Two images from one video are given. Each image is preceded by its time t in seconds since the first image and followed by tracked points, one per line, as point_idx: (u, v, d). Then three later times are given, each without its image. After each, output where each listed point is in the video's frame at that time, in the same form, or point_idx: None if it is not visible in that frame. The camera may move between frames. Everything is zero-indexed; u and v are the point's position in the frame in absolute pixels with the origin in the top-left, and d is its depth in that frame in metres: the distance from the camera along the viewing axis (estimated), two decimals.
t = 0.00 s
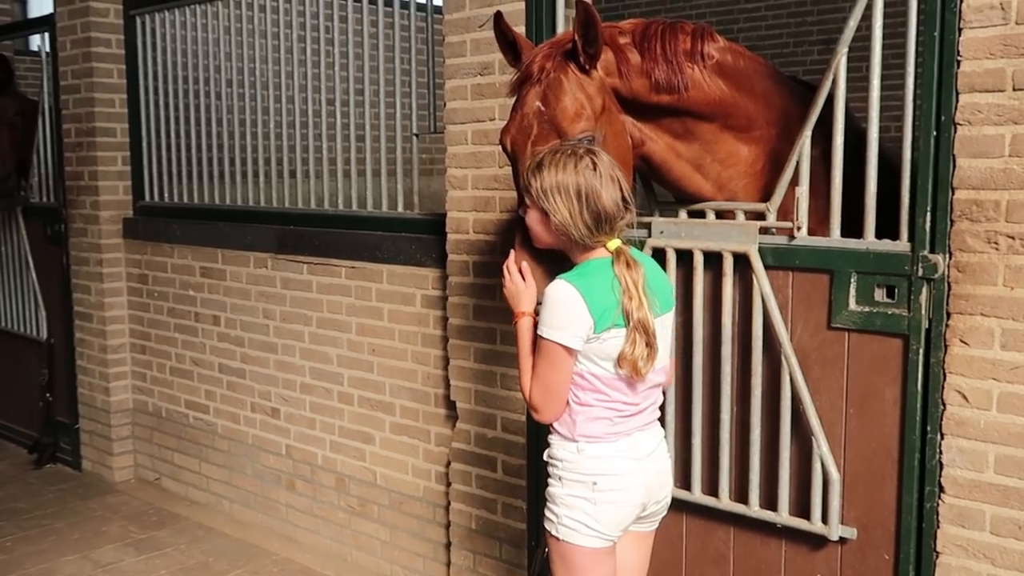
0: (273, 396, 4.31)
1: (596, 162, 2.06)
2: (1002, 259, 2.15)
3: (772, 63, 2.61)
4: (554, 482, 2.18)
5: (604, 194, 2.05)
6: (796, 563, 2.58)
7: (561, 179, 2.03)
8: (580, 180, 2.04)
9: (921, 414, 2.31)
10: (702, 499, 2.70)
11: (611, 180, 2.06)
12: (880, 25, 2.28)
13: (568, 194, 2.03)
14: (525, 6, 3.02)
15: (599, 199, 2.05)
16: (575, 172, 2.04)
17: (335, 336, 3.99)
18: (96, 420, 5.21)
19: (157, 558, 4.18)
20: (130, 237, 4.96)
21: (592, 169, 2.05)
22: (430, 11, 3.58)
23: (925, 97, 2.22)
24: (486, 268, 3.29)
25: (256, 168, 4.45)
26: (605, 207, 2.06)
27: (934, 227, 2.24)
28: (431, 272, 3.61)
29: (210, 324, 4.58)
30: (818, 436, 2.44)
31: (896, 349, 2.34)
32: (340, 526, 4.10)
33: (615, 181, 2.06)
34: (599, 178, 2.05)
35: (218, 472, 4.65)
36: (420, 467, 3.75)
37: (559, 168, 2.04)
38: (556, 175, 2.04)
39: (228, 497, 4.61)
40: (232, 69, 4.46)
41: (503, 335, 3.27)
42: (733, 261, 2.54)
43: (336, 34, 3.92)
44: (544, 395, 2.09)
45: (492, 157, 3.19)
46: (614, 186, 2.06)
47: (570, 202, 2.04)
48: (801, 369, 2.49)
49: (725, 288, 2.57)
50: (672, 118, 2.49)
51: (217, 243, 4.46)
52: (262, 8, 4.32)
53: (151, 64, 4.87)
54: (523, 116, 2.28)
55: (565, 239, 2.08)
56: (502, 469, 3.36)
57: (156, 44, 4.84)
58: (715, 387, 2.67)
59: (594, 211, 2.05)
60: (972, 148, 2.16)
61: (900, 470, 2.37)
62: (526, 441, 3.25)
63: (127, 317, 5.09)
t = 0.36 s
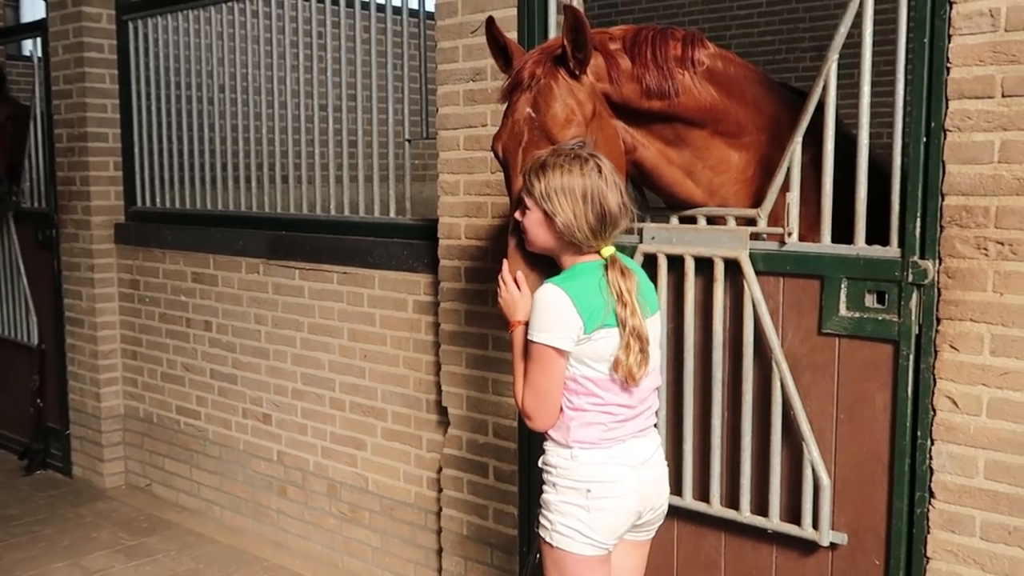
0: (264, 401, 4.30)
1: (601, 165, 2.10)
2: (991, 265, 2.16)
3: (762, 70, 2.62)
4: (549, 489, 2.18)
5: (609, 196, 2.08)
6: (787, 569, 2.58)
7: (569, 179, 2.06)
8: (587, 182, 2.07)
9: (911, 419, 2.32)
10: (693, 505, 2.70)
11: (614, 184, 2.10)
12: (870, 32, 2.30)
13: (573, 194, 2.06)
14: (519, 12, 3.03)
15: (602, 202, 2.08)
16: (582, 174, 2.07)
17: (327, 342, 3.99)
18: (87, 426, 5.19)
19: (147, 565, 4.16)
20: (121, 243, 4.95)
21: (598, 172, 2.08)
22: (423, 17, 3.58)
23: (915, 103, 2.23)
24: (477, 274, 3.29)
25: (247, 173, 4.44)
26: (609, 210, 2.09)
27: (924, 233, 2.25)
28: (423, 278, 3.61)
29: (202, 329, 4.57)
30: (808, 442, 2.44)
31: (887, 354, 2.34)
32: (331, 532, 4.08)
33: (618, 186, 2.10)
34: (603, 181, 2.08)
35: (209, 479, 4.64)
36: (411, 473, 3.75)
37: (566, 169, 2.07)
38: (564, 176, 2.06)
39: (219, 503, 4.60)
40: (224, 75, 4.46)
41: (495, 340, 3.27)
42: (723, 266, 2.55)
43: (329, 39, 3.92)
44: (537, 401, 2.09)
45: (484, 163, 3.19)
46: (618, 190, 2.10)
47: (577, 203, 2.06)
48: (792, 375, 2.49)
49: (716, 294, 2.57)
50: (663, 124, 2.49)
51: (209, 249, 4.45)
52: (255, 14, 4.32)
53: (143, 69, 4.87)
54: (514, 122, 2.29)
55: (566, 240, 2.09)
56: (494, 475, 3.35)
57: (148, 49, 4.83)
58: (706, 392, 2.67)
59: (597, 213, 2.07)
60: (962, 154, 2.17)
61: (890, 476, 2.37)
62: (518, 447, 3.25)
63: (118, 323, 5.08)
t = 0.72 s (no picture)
0: (250, 403, 4.29)
1: (593, 164, 2.10)
2: (974, 267, 2.17)
3: (746, 71, 2.67)
4: (534, 489, 2.17)
5: (602, 195, 2.09)
6: (771, 569, 2.59)
7: (563, 178, 2.06)
8: (581, 181, 2.07)
9: (894, 419, 2.33)
10: (677, 505, 2.71)
11: (606, 182, 2.11)
12: (854, 35, 2.31)
13: (568, 195, 2.06)
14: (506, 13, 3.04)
15: (594, 200, 2.09)
16: (575, 173, 2.07)
17: (313, 343, 3.98)
18: (72, 427, 5.16)
19: (132, 567, 4.14)
20: (107, 243, 4.93)
21: (591, 172, 2.08)
22: (409, 19, 3.58)
23: (899, 106, 2.24)
24: (463, 275, 3.28)
25: (234, 174, 4.43)
26: (602, 208, 2.10)
27: (907, 235, 2.26)
28: (410, 279, 3.61)
29: (188, 330, 4.55)
30: (792, 443, 2.45)
31: (870, 356, 2.35)
32: (318, 533, 4.07)
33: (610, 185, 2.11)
34: (597, 181, 2.09)
35: (195, 480, 4.62)
36: (398, 474, 3.74)
37: (560, 168, 2.07)
38: (558, 175, 2.06)
39: (205, 504, 4.58)
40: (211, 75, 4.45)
41: (481, 341, 3.27)
42: (708, 267, 2.56)
43: (316, 40, 3.92)
44: (521, 396, 2.09)
45: (471, 164, 3.19)
46: (610, 188, 2.12)
47: (571, 202, 2.06)
48: (777, 376, 2.50)
49: (702, 295, 2.57)
50: (654, 108, 2.49)
51: (195, 250, 4.43)
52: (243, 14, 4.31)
53: (129, 70, 4.85)
54: (506, 91, 2.27)
55: (559, 239, 2.10)
56: (480, 476, 3.35)
57: (134, 49, 4.82)
58: (691, 392, 2.68)
59: (591, 213, 2.09)
60: (945, 156, 2.18)
61: (873, 476, 2.39)
62: (503, 448, 3.25)
63: (104, 324, 5.05)
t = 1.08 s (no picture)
0: (229, 404, 4.26)
1: (586, 175, 2.07)
2: (950, 268, 2.18)
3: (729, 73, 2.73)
4: (509, 485, 2.17)
5: (589, 209, 2.06)
6: (750, 569, 2.59)
7: (549, 186, 2.04)
8: (568, 192, 2.05)
9: (871, 420, 2.35)
10: (656, 506, 2.71)
11: (597, 196, 2.08)
12: (832, 38, 2.32)
13: (556, 204, 2.05)
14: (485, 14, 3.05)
15: (580, 212, 2.06)
16: (563, 183, 2.04)
17: (293, 344, 3.96)
18: (48, 430, 5.11)
19: (108, 570, 4.11)
20: (84, 244, 4.89)
21: (583, 184, 2.06)
22: (390, 19, 3.58)
23: (876, 109, 2.26)
24: (443, 276, 3.28)
25: (213, 175, 4.40)
26: (587, 222, 2.07)
27: (884, 236, 2.27)
28: (390, 280, 3.60)
29: (166, 331, 4.52)
30: (771, 444, 2.46)
31: (847, 357, 2.37)
32: (296, 536, 4.05)
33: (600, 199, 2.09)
34: (588, 194, 2.06)
35: (173, 483, 4.59)
36: (377, 476, 3.73)
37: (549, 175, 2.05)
38: (545, 181, 2.04)
39: (183, 507, 4.55)
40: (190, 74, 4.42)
41: (460, 342, 3.26)
42: (688, 267, 2.57)
43: (297, 41, 3.90)
44: (498, 397, 2.09)
45: (451, 164, 3.19)
46: (599, 204, 2.08)
47: (554, 210, 2.05)
48: (755, 377, 2.51)
49: (680, 295, 2.58)
50: (641, 85, 2.52)
51: (173, 251, 4.40)
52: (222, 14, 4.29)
53: (108, 70, 4.81)
54: (505, 44, 2.30)
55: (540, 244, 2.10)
56: (459, 478, 3.35)
57: (112, 49, 4.79)
58: (670, 392, 2.69)
59: (578, 226, 2.07)
60: (921, 159, 2.19)
61: (851, 477, 2.40)
62: (483, 448, 3.25)
63: (81, 325, 5.01)
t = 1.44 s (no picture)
0: (213, 407, 4.24)
1: (524, 235, 1.94)
2: (934, 271, 2.19)
3: (714, 78, 2.75)
4: (495, 487, 2.18)
5: (522, 270, 1.96)
6: (734, 571, 2.60)
7: (486, 239, 1.97)
8: (500, 250, 1.96)
9: (856, 422, 2.36)
10: (641, 509, 2.71)
11: (531, 239, 1.95)
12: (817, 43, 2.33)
13: (487, 247, 1.98)
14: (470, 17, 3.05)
15: (512, 271, 1.97)
16: (497, 241, 1.96)
17: (277, 346, 3.94)
18: (30, 432, 5.07)
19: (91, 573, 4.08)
20: (66, 245, 4.85)
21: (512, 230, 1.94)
22: (376, 20, 3.56)
23: (860, 113, 2.27)
24: (429, 278, 3.27)
25: (197, 176, 4.38)
26: (522, 281, 1.98)
27: (869, 239, 2.28)
28: (375, 282, 3.59)
29: (149, 333, 4.49)
30: (756, 446, 2.47)
31: (832, 360, 2.38)
32: (281, 539, 4.03)
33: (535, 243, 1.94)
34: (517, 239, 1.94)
35: (156, 485, 4.56)
36: (362, 479, 3.71)
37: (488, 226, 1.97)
38: (484, 232, 1.98)
39: (166, 510, 4.52)
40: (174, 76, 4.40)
41: (446, 344, 3.26)
42: (675, 270, 2.57)
43: (282, 42, 3.88)
44: (480, 410, 2.11)
45: (437, 167, 3.19)
46: (536, 265, 1.96)
47: (489, 264, 1.99)
48: (740, 380, 2.52)
49: (666, 298, 2.58)
50: (629, 94, 2.53)
51: (157, 252, 4.38)
52: (206, 15, 4.27)
53: (91, 70, 4.78)
54: (496, 53, 2.30)
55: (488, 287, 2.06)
56: (445, 480, 3.34)
57: (96, 49, 4.76)
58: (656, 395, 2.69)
59: (510, 274, 1.97)
60: (905, 162, 2.20)
61: (835, 479, 2.41)
62: (468, 451, 3.24)
63: (63, 327, 4.97)
